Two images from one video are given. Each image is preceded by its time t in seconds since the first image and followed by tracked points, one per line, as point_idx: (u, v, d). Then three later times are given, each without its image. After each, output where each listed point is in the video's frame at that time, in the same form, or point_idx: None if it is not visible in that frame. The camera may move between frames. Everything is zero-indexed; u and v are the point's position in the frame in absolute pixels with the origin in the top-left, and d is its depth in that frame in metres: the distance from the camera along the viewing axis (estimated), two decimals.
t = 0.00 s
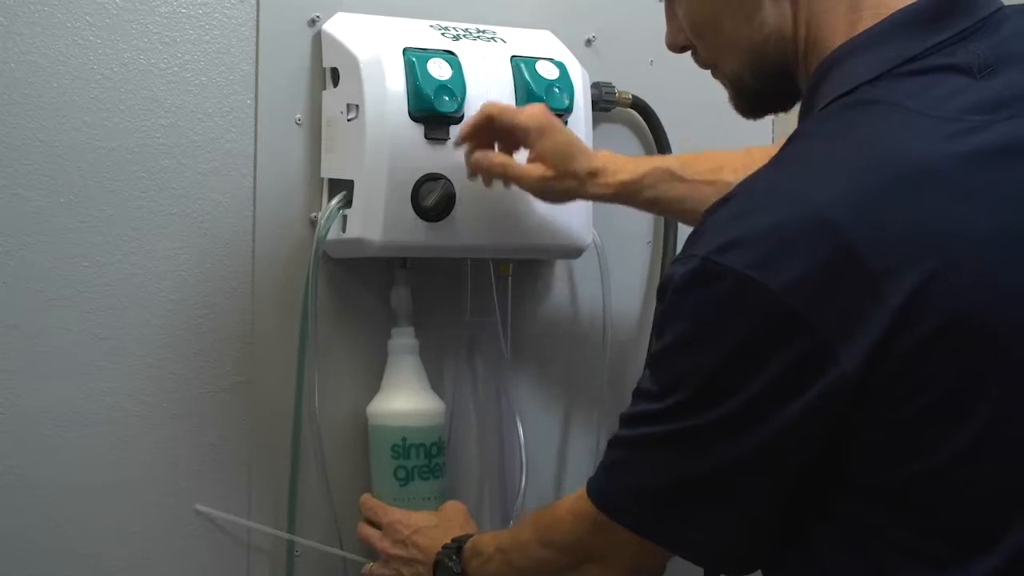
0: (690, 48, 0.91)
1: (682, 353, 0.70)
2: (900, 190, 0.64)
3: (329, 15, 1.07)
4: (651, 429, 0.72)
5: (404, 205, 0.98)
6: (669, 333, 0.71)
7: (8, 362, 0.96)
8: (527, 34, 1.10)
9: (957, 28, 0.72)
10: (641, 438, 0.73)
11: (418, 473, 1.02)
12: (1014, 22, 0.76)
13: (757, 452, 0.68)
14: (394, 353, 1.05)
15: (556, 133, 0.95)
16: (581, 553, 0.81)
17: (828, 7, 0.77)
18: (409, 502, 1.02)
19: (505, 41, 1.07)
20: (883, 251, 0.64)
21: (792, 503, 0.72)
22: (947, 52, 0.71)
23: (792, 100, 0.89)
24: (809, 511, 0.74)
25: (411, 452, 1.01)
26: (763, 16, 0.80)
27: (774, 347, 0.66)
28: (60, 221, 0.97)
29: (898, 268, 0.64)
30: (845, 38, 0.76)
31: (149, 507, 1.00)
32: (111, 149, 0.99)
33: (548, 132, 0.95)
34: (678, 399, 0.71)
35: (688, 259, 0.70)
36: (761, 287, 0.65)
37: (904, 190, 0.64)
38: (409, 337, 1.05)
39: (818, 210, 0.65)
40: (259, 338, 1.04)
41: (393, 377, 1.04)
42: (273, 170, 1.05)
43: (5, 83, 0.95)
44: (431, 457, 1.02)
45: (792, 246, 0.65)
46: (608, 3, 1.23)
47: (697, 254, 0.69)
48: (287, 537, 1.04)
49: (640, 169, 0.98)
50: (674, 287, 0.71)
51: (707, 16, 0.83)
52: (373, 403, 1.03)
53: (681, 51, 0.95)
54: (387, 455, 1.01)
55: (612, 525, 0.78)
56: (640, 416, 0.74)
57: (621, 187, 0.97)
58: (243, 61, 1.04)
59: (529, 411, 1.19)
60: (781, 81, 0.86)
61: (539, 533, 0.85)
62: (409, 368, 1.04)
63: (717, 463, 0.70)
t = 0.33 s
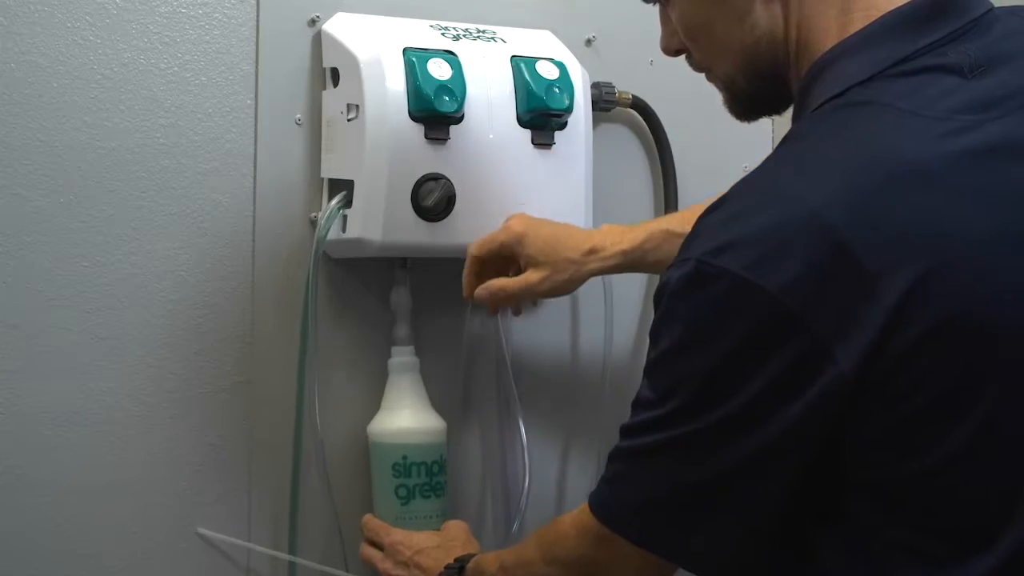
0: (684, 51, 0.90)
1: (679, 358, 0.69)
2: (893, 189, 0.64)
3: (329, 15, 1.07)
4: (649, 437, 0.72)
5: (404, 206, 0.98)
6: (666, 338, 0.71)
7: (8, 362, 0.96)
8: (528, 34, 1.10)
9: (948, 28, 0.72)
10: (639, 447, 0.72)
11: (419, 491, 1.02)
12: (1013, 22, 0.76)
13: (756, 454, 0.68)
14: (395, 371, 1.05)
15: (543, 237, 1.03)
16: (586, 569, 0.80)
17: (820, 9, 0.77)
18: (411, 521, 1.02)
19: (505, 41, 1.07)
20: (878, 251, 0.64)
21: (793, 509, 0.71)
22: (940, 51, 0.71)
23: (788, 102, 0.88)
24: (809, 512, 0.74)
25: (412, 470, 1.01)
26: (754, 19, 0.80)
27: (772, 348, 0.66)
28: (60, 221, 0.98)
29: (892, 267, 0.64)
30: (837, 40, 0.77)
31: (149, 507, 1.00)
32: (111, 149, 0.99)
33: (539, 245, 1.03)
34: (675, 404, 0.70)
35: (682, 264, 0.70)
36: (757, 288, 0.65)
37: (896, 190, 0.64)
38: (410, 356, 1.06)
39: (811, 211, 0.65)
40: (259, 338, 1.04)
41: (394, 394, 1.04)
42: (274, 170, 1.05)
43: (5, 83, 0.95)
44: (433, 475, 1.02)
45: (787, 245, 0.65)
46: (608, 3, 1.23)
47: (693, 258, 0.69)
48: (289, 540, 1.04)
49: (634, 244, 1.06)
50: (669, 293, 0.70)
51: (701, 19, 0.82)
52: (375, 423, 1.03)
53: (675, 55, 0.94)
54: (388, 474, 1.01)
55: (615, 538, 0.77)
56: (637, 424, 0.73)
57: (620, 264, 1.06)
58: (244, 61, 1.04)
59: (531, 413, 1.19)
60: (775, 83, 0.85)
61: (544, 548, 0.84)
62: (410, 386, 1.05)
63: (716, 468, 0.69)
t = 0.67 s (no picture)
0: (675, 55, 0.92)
1: (675, 364, 0.69)
2: (884, 191, 0.64)
3: (329, 15, 1.07)
4: (645, 447, 0.72)
5: (404, 207, 0.98)
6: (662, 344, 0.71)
7: (8, 362, 0.96)
8: (528, 34, 1.10)
9: (938, 30, 0.72)
10: (636, 456, 0.73)
11: (421, 510, 1.01)
12: (1011, 22, 0.75)
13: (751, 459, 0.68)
14: (394, 391, 1.05)
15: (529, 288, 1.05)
16: None
17: (810, 13, 0.77)
18: (413, 539, 1.01)
19: (505, 40, 1.07)
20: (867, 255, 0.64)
21: (790, 513, 0.71)
22: (930, 53, 0.71)
23: (777, 106, 0.88)
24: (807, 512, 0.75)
25: (414, 488, 1.01)
26: (744, 22, 0.81)
27: (765, 353, 0.66)
28: (60, 221, 0.98)
29: (884, 270, 0.64)
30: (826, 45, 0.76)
31: (150, 507, 1.01)
32: (111, 149, 0.99)
33: (527, 298, 1.05)
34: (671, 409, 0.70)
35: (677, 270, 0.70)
36: (749, 295, 0.65)
37: (887, 194, 0.64)
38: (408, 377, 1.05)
39: (802, 215, 0.65)
40: (259, 338, 1.04)
41: (394, 412, 1.04)
42: (274, 170, 1.05)
43: (5, 83, 0.96)
44: (434, 492, 1.02)
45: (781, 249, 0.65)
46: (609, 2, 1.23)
47: (686, 264, 0.69)
48: (291, 541, 1.04)
49: (622, 276, 1.07)
50: (663, 300, 0.71)
51: (690, 21, 0.83)
52: (376, 441, 1.03)
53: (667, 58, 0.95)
54: (390, 492, 1.01)
55: (614, 551, 0.77)
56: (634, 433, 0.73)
57: (614, 299, 1.07)
58: (243, 61, 1.04)
59: (532, 414, 1.19)
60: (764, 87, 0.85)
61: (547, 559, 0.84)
62: (410, 405, 1.04)
63: (711, 475, 0.69)
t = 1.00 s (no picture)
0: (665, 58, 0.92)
1: (667, 372, 0.70)
2: (869, 195, 0.64)
3: (329, 15, 1.07)
4: (638, 459, 0.73)
5: (404, 206, 0.98)
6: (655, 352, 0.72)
7: (8, 362, 0.96)
8: (528, 34, 1.10)
9: (920, 35, 0.72)
10: (629, 468, 0.74)
11: (420, 533, 1.00)
12: (1000, 24, 0.75)
13: (740, 466, 0.68)
14: (393, 416, 1.04)
15: (534, 306, 1.05)
16: None
17: (794, 17, 0.77)
18: (413, 563, 1.00)
19: (505, 40, 1.07)
20: (852, 259, 0.64)
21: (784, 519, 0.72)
22: (913, 57, 0.71)
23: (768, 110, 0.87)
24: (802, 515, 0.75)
25: (413, 512, 1.00)
26: (729, 28, 0.81)
27: (753, 361, 0.66)
28: (60, 221, 0.98)
29: (870, 275, 0.64)
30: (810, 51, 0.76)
31: (149, 507, 1.01)
32: (111, 149, 0.99)
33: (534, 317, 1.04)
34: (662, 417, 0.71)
35: (666, 279, 0.71)
36: (735, 305, 0.66)
37: (875, 197, 0.64)
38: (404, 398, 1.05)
39: (786, 221, 0.65)
40: (259, 338, 1.04)
41: (393, 437, 1.03)
42: (274, 170, 1.05)
43: (6, 83, 0.96)
44: (434, 516, 1.01)
45: (768, 253, 0.65)
46: (610, 2, 1.23)
47: (676, 273, 0.70)
48: (290, 541, 1.03)
49: (627, 289, 1.06)
50: (653, 310, 0.72)
51: (676, 27, 0.84)
52: (376, 467, 1.02)
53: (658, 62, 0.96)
54: (389, 517, 1.00)
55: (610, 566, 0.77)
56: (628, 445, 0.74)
57: (621, 314, 1.06)
58: (243, 61, 1.04)
59: (533, 414, 1.19)
60: (751, 90, 0.85)
61: None
62: (408, 429, 1.03)
63: (701, 483, 0.70)
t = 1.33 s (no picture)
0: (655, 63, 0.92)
1: (660, 374, 0.70)
2: (859, 196, 0.64)
3: (329, 15, 1.07)
4: (631, 461, 0.73)
5: (404, 206, 0.98)
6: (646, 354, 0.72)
7: (9, 362, 0.96)
8: (528, 34, 1.10)
9: (907, 37, 0.72)
10: (622, 471, 0.73)
11: (417, 537, 1.00)
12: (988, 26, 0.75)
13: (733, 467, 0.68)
14: (391, 419, 1.04)
15: (533, 319, 1.04)
16: None
17: (782, 18, 0.77)
18: (411, 565, 1.01)
19: (505, 40, 1.07)
20: (843, 260, 0.64)
21: (777, 518, 0.72)
22: (900, 59, 0.71)
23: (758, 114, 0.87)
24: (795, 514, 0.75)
25: (410, 515, 1.00)
26: (718, 32, 0.81)
27: (744, 361, 0.66)
28: (61, 221, 0.98)
29: (859, 275, 0.64)
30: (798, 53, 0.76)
31: (149, 507, 1.01)
32: (111, 149, 0.99)
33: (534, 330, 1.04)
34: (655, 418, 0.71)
35: (657, 281, 0.70)
36: (726, 306, 0.66)
37: (865, 197, 0.64)
38: (404, 403, 1.04)
39: (776, 223, 0.65)
40: (259, 338, 1.04)
41: (390, 439, 1.03)
42: (274, 170, 1.05)
43: (5, 83, 0.96)
44: (431, 520, 1.01)
45: (759, 253, 0.65)
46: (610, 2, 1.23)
47: (666, 275, 0.69)
48: (289, 540, 1.03)
49: (623, 301, 1.06)
50: (644, 313, 0.71)
51: (665, 32, 0.85)
52: (375, 467, 1.02)
53: (648, 66, 0.95)
54: (387, 520, 1.00)
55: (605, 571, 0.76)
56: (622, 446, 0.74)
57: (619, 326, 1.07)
58: (243, 61, 1.04)
59: (533, 414, 1.19)
60: (741, 94, 0.85)
61: None
62: (407, 432, 1.03)
63: (695, 484, 0.70)
